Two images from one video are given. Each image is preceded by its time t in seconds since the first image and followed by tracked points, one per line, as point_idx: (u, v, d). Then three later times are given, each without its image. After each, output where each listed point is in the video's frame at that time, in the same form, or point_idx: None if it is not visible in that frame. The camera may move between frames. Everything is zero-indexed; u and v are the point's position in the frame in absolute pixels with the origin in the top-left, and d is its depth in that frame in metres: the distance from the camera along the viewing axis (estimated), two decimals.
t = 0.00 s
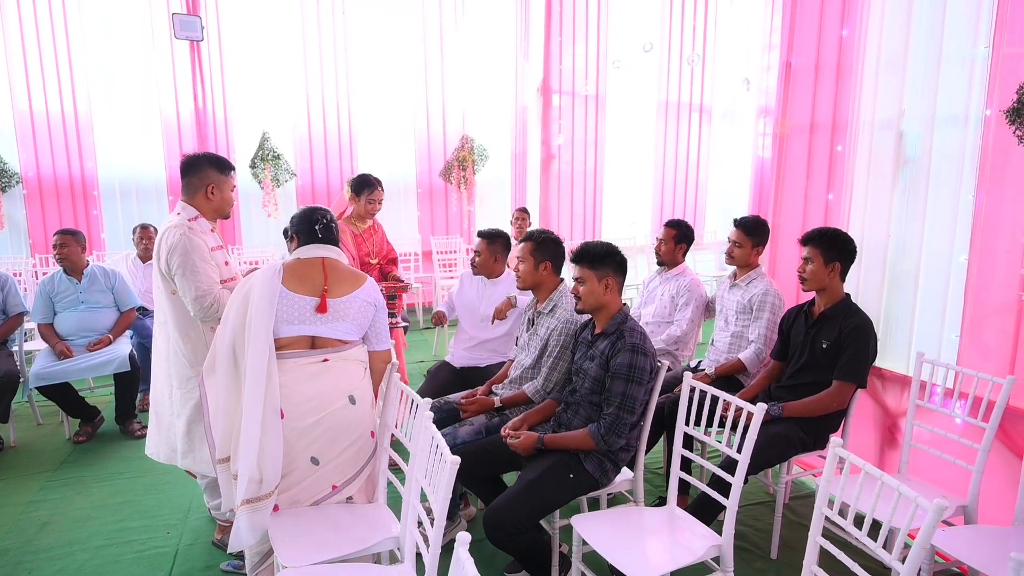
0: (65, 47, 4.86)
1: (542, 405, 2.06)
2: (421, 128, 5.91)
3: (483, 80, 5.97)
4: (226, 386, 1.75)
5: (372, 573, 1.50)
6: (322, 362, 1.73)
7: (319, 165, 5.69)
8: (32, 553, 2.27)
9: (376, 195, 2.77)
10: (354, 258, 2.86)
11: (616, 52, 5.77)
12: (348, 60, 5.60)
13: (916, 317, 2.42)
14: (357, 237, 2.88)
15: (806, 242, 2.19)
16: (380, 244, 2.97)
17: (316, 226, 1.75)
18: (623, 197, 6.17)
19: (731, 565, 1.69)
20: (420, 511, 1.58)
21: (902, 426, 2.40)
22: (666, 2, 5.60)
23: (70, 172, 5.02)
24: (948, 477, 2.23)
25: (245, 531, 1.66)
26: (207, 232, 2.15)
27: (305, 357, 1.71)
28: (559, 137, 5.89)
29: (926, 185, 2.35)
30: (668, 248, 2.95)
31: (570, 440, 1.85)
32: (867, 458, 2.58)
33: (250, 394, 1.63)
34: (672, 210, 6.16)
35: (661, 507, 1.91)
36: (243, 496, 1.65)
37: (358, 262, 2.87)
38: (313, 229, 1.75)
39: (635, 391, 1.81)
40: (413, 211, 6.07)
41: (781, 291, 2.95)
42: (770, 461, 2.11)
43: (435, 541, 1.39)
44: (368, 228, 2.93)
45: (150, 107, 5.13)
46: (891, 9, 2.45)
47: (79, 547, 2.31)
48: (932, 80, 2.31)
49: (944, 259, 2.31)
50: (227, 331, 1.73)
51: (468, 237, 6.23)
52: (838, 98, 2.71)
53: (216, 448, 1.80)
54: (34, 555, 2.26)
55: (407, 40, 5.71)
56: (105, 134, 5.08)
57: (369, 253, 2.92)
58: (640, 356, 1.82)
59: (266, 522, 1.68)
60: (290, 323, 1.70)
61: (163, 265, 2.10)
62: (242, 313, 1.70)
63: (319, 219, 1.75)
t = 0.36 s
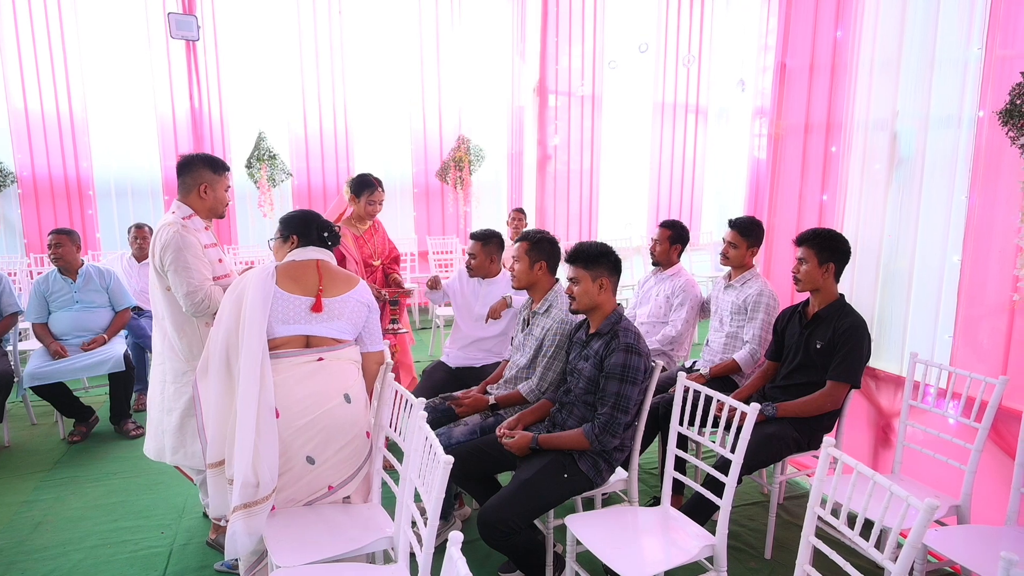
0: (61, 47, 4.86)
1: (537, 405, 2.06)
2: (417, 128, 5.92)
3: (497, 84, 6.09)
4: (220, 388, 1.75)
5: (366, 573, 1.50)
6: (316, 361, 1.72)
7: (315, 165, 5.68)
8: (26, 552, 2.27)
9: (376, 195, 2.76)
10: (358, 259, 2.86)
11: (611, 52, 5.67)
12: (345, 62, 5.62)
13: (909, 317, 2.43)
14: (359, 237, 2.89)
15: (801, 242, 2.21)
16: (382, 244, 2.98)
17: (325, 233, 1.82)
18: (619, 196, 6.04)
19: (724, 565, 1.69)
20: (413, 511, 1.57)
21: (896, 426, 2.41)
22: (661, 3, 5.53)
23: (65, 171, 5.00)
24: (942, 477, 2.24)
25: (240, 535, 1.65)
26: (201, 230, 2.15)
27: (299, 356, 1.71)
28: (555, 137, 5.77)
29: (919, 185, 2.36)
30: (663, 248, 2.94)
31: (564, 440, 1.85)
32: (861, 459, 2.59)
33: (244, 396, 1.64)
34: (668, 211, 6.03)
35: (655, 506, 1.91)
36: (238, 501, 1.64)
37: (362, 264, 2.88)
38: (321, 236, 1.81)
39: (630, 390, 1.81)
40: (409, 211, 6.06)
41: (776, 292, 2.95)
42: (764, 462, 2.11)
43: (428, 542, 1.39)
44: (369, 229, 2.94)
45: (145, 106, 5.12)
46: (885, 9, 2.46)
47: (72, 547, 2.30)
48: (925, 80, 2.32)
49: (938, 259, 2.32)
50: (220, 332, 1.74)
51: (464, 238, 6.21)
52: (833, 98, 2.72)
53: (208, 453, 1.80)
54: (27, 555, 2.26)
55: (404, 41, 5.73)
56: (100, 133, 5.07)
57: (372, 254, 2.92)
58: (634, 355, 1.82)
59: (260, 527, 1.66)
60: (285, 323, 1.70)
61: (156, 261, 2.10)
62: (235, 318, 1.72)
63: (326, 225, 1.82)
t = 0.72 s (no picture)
0: (60, 46, 4.86)
1: (533, 405, 2.06)
2: (415, 128, 5.92)
3: (492, 82, 6.06)
4: (216, 389, 1.75)
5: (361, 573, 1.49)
6: (315, 361, 1.73)
7: (314, 165, 5.68)
8: (23, 552, 2.26)
9: (379, 195, 2.76)
10: (360, 261, 2.85)
11: (610, 52, 5.67)
12: (343, 63, 5.63)
13: (906, 318, 2.43)
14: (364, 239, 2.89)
15: (798, 242, 2.21)
16: (384, 245, 2.98)
17: (321, 234, 1.82)
18: (616, 197, 6.03)
19: (720, 565, 1.69)
20: (409, 509, 1.58)
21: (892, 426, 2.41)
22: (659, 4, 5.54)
23: (64, 171, 5.00)
24: (939, 477, 2.24)
25: (237, 537, 1.64)
26: (199, 229, 2.16)
27: (298, 356, 1.71)
28: (554, 138, 5.73)
29: (915, 186, 2.37)
30: (661, 249, 2.95)
31: (560, 440, 1.85)
32: (858, 459, 2.59)
33: (242, 398, 1.62)
34: (666, 211, 5.98)
35: (651, 506, 1.91)
36: (236, 503, 1.63)
37: (364, 266, 2.87)
38: (317, 237, 1.82)
39: (626, 391, 1.81)
40: (408, 211, 6.07)
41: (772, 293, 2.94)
42: (761, 462, 2.11)
43: (424, 541, 1.40)
44: (370, 230, 2.93)
45: (145, 106, 5.13)
46: (882, 10, 2.47)
47: (68, 547, 2.30)
48: (922, 80, 2.33)
49: (934, 260, 2.32)
50: (216, 332, 1.72)
51: (462, 238, 6.21)
52: (830, 99, 2.72)
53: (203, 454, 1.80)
54: (23, 554, 2.25)
55: (403, 41, 5.75)
56: (100, 133, 5.07)
57: (375, 255, 2.92)
58: (630, 355, 1.82)
59: (258, 527, 1.66)
60: (283, 323, 1.71)
61: (154, 258, 2.12)
62: (233, 317, 1.71)
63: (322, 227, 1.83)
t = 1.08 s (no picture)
0: (61, 47, 4.87)
1: (531, 405, 2.05)
2: (416, 129, 5.94)
3: (492, 83, 6.07)
4: (216, 392, 1.74)
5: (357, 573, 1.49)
6: (316, 362, 1.73)
7: (313, 166, 5.69)
8: (21, 551, 2.27)
9: (379, 196, 2.76)
10: (361, 263, 2.85)
11: (609, 54, 5.66)
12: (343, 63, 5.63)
13: (905, 319, 2.43)
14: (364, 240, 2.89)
15: (797, 243, 2.21)
16: (385, 245, 2.98)
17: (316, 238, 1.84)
18: (616, 198, 6.02)
19: (717, 565, 1.69)
20: (406, 509, 1.58)
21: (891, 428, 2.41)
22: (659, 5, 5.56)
23: (64, 172, 5.01)
24: (937, 479, 2.23)
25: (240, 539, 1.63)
26: (197, 226, 2.17)
27: (299, 358, 1.71)
28: (553, 139, 5.61)
29: (913, 187, 2.37)
30: (660, 249, 2.95)
31: (558, 440, 1.85)
32: (857, 461, 2.58)
33: (245, 400, 1.61)
34: (666, 212, 5.97)
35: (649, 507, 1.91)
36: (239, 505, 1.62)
37: (365, 267, 2.88)
38: (311, 241, 1.83)
39: (623, 391, 1.81)
40: (408, 212, 6.08)
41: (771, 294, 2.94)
42: (759, 463, 2.11)
43: (420, 541, 1.39)
44: (372, 230, 2.93)
45: (146, 107, 5.14)
46: (881, 11, 2.47)
47: (66, 547, 2.30)
48: (920, 81, 2.34)
49: (933, 261, 2.32)
50: (216, 335, 1.71)
51: (462, 239, 6.21)
52: (828, 100, 2.71)
53: (203, 456, 1.79)
54: (21, 554, 2.25)
55: (403, 42, 5.77)
56: (101, 134, 5.08)
57: (376, 256, 2.92)
58: (627, 356, 1.82)
59: (258, 528, 1.65)
60: (284, 324, 1.71)
61: (151, 254, 2.13)
62: (233, 319, 1.70)
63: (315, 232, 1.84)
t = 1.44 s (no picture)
0: (62, 47, 4.88)
1: (529, 405, 2.06)
2: (416, 130, 5.94)
3: (492, 84, 6.08)
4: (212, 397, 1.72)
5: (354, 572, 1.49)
6: (313, 365, 1.72)
7: (313, 166, 5.70)
8: (19, 550, 2.26)
9: (378, 197, 2.76)
10: (360, 263, 2.86)
11: (609, 56, 5.66)
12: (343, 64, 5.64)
13: (903, 320, 2.43)
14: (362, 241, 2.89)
15: (796, 245, 2.21)
16: (384, 246, 2.98)
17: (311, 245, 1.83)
18: (616, 199, 5.99)
19: (714, 566, 1.69)
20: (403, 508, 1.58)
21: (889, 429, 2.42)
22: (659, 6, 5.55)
23: (65, 172, 5.02)
24: (934, 480, 2.23)
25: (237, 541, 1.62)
26: (192, 225, 2.18)
27: (296, 360, 1.70)
28: (553, 139, 5.62)
29: (912, 188, 2.38)
30: (658, 251, 2.96)
31: (555, 441, 1.85)
32: (854, 462, 2.59)
33: (242, 403, 1.59)
34: (665, 213, 5.95)
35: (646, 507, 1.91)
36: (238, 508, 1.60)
37: (364, 268, 2.88)
38: (307, 248, 1.83)
39: (620, 391, 1.81)
40: (407, 213, 6.08)
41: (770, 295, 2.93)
42: (757, 464, 2.11)
43: (417, 541, 1.40)
44: (371, 231, 2.93)
45: (146, 107, 5.15)
46: (879, 13, 2.47)
47: (64, 546, 2.30)
48: (918, 83, 2.35)
49: (931, 262, 2.32)
50: (212, 339, 1.70)
51: (461, 239, 6.22)
52: (827, 101, 2.71)
53: (200, 461, 1.77)
54: (19, 553, 2.25)
55: (404, 44, 5.79)
56: (101, 134, 5.09)
57: (375, 256, 2.92)
58: (624, 356, 1.82)
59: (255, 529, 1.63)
60: (281, 326, 1.71)
61: (146, 254, 2.14)
62: (230, 323, 1.69)
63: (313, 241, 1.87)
